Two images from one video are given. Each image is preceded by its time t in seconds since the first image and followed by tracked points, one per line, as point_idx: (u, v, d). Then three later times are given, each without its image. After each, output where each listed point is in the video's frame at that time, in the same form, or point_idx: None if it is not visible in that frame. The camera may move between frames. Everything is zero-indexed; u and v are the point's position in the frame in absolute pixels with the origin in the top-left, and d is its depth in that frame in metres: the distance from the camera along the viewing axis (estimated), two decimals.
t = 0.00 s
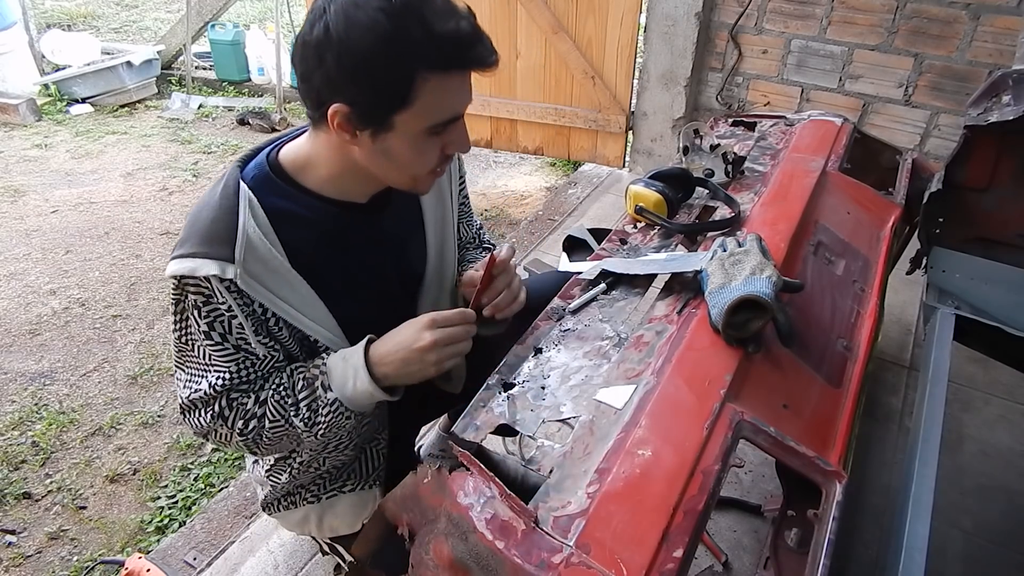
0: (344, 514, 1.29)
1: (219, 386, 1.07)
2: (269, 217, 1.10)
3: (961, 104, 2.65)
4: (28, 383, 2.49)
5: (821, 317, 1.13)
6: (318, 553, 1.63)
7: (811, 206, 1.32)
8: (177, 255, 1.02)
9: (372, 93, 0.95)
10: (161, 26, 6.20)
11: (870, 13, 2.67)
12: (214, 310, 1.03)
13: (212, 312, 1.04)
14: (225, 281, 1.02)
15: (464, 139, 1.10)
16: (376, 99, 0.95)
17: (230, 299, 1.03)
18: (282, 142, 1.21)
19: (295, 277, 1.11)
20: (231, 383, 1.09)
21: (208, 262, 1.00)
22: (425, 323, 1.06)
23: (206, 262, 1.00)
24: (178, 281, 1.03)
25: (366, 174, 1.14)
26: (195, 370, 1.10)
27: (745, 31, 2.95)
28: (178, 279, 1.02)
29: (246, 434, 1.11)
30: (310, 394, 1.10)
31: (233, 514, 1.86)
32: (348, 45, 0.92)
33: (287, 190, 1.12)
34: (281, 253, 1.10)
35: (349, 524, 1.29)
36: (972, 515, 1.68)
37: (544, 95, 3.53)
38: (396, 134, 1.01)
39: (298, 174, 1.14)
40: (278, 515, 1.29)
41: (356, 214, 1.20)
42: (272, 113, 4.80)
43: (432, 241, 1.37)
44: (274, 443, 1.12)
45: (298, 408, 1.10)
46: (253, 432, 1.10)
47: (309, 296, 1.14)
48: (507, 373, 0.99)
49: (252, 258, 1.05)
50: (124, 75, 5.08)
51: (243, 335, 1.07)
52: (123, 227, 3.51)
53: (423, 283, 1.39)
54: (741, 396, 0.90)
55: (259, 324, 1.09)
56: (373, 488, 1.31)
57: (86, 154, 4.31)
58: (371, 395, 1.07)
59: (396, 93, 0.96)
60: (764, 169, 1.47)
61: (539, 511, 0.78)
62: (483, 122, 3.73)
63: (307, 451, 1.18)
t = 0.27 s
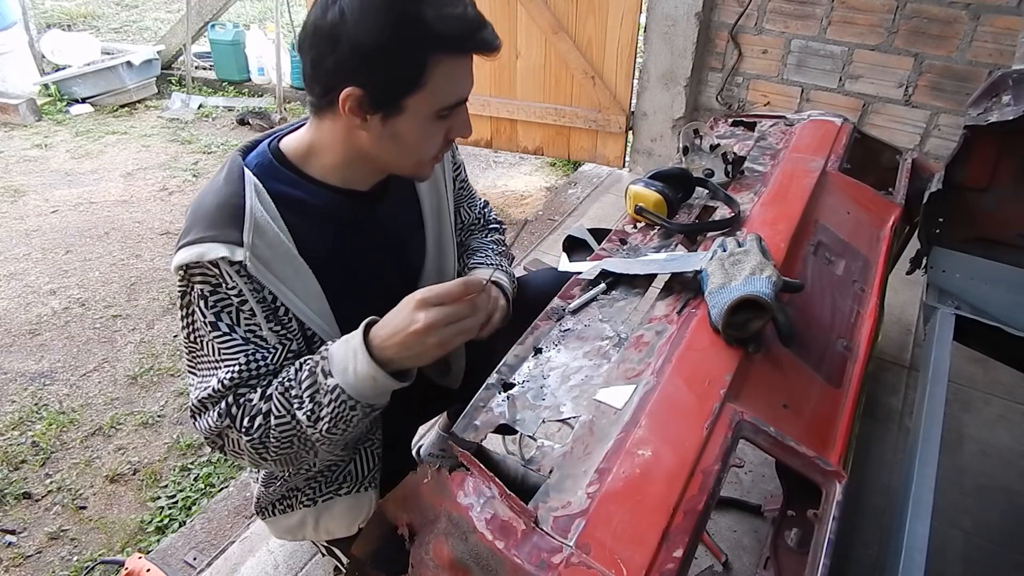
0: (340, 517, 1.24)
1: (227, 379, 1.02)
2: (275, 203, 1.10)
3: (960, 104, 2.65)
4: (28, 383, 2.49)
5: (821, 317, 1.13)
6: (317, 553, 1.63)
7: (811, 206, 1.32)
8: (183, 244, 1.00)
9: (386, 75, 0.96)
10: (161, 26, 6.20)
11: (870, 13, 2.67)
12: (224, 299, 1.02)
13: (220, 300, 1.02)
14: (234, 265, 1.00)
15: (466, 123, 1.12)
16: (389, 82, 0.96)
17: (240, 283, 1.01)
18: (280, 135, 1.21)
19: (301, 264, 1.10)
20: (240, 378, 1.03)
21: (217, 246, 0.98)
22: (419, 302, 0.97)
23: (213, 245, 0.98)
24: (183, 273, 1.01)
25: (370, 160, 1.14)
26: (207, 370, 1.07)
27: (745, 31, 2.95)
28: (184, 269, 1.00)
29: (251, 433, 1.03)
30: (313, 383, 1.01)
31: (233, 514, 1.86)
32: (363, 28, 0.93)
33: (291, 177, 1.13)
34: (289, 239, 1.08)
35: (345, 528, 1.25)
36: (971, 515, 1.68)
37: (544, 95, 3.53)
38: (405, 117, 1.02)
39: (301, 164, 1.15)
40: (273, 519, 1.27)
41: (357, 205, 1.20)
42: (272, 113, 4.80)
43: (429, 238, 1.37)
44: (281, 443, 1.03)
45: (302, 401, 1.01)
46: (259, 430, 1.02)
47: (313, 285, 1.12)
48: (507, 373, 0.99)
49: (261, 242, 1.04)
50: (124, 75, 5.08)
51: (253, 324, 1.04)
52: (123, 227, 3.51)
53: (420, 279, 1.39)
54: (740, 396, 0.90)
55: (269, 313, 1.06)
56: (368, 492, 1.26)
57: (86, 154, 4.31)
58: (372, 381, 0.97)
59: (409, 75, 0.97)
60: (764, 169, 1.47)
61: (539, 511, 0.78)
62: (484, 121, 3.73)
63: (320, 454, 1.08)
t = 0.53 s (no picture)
0: (340, 520, 1.25)
1: (263, 377, 0.98)
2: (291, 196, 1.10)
3: (960, 104, 2.65)
4: (28, 383, 2.49)
5: (820, 317, 1.13)
6: (317, 553, 1.63)
7: (811, 206, 1.32)
8: (200, 240, 0.96)
9: (406, 56, 0.95)
10: (161, 26, 6.20)
11: (870, 13, 2.67)
12: (251, 292, 0.98)
13: (247, 295, 0.98)
14: (261, 258, 0.97)
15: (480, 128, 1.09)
16: (408, 63, 0.95)
17: (268, 275, 0.98)
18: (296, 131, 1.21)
19: (321, 260, 1.08)
20: (276, 375, 1.00)
21: (242, 240, 0.95)
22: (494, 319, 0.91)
23: (239, 238, 0.95)
24: (204, 269, 0.97)
25: (379, 155, 1.12)
26: (233, 370, 1.01)
27: (745, 31, 2.95)
28: (204, 266, 0.96)
29: (293, 435, 0.99)
30: (365, 386, 0.96)
31: (233, 514, 1.86)
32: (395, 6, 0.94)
33: (306, 171, 1.13)
34: (310, 233, 1.06)
35: (344, 530, 1.25)
36: (971, 515, 1.68)
37: (544, 95, 3.53)
38: (417, 104, 1.00)
39: (314, 155, 1.14)
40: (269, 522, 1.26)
41: (366, 204, 1.19)
42: (272, 113, 4.80)
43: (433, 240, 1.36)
44: (326, 445, 1.00)
45: (353, 404, 0.97)
46: (303, 432, 0.98)
47: (331, 281, 1.10)
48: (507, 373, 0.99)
49: (284, 235, 1.01)
50: (124, 75, 5.08)
51: (280, 317, 1.02)
52: (123, 227, 3.51)
53: (422, 281, 1.37)
54: (741, 396, 0.90)
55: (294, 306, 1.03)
56: (368, 492, 1.26)
57: (86, 154, 4.31)
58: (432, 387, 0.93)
59: (426, 60, 0.96)
60: (764, 169, 1.47)
61: (539, 511, 0.78)
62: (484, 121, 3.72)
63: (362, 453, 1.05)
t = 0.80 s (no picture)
0: (342, 519, 1.25)
1: (276, 365, 0.98)
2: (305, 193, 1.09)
3: (961, 104, 2.65)
4: (28, 383, 2.49)
5: (821, 317, 1.13)
6: (317, 553, 1.63)
7: (811, 206, 1.32)
8: (214, 233, 0.96)
9: (430, 60, 0.96)
10: (161, 26, 6.20)
11: (870, 13, 2.67)
12: (264, 284, 0.98)
13: (260, 287, 0.98)
14: (275, 253, 0.98)
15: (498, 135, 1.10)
16: (432, 67, 0.96)
17: (282, 269, 0.99)
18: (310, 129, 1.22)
19: (334, 256, 1.08)
20: (288, 363, 0.98)
21: (258, 234, 0.95)
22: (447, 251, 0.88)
23: (254, 233, 0.95)
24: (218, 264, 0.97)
25: (396, 157, 1.12)
26: (249, 363, 1.01)
27: (745, 31, 2.95)
28: (218, 259, 0.96)
29: (302, 419, 0.96)
30: (360, 354, 0.93)
31: (233, 514, 1.86)
32: (421, 9, 0.95)
33: (319, 169, 1.13)
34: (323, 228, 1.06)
35: (346, 532, 1.26)
36: (971, 515, 1.68)
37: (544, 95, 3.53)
38: (438, 109, 1.00)
39: (328, 153, 1.15)
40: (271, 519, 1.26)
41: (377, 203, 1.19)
42: (272, 113, 4.80)
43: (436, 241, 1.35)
44: (333, 426, 0.96)
45: (352, 375, 0.94)
46: (310, 414, 0.95)
47: (344, 279, 1.10)
48: (507, 373, 0.98)
49: (298, 230, 1.02)
50: (124, 75, 5.08)
51: (294, 308, 1.02)
52: (123, 227, 3.51)
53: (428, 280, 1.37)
54: (741, 396, 0.90)
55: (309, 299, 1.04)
56: (369, 494, 1.25)
57: (86, 154, 4.31)
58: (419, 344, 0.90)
59: (449, 65, 0.96)
60: (764, 169, 1.47)
61: (539, 511, 0.78)
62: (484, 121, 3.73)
63: (373, 436, 1.01)
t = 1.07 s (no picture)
0: (342, 519, 1.25)
1: (286, 353, 0.95)
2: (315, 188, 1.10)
3: (960, 104, 2.65)
4: (28, 383, 2.49)
5: (821, 317, 1.13)
6: (318, 553, 1.63)
7: (811, 206, 1.32)
8: (221, 223, 0.96)
9: (432, 60, 0.95)
10: (161, 26, 6.20)
11: (870, 13, 2.67)
12: (273, 272, 0.97)
13: (270, 276, 0.97)
14: (282, 241, 0.97)
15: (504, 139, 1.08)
16: (433, 67, 0.96)
17: (290, 257, 0.99)
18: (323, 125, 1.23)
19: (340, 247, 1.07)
20: (300, 351, 0.96)
21: (263, 223, 0.95)
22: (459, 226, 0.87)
23: (259, 221, 0.95)
24: (226, 254, 0.97)
25: (403, 158, 1.13)
26: (261, 351, 0.99)
27: (745, 31, 2.95)
28: (226, 250, 0.96)
29: (311, 407, 0.92)
30: (370, 337, 0.91)
31: (233, 514, 1.86)
32: (425, 9, 0.96)
33: (325, 165, 1.13)
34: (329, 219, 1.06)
35: (346, 531, 1.25)
36: (971, 515, 1.68)
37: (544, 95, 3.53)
38: (440, 110, 1.00)
39: (335, 150, 1.15)
40: (272, 515, 1.26)
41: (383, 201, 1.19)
42: (272, 113, 4.80)
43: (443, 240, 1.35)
44: (342, 415, 0.93)
45: (362, 360, 0.91)
46: (319, 400, 0.92)
47: (349, 272, 1.09)
48: (507, 373, 0.98)
49: (306, 220, 1.02)
50: (124, 75, 5.09)
51: (306, 297, 1.01)
52: (123, 227, 3.51)
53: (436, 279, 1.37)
54: (741, 396, 0.90)
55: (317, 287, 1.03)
56: (370, 493, 1.24)
57: (86, 154, 4.31)
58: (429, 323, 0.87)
59: (450, 65, 0.96)
60: (764, 169, 1.47)
61: (539, 511, 0.78)
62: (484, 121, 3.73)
63: (385, 429, 0.97)
